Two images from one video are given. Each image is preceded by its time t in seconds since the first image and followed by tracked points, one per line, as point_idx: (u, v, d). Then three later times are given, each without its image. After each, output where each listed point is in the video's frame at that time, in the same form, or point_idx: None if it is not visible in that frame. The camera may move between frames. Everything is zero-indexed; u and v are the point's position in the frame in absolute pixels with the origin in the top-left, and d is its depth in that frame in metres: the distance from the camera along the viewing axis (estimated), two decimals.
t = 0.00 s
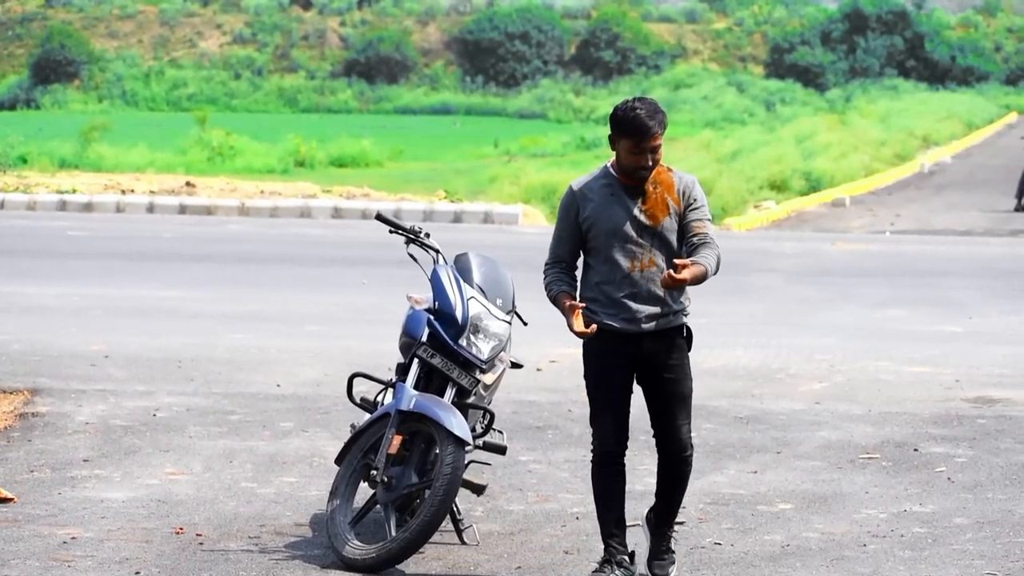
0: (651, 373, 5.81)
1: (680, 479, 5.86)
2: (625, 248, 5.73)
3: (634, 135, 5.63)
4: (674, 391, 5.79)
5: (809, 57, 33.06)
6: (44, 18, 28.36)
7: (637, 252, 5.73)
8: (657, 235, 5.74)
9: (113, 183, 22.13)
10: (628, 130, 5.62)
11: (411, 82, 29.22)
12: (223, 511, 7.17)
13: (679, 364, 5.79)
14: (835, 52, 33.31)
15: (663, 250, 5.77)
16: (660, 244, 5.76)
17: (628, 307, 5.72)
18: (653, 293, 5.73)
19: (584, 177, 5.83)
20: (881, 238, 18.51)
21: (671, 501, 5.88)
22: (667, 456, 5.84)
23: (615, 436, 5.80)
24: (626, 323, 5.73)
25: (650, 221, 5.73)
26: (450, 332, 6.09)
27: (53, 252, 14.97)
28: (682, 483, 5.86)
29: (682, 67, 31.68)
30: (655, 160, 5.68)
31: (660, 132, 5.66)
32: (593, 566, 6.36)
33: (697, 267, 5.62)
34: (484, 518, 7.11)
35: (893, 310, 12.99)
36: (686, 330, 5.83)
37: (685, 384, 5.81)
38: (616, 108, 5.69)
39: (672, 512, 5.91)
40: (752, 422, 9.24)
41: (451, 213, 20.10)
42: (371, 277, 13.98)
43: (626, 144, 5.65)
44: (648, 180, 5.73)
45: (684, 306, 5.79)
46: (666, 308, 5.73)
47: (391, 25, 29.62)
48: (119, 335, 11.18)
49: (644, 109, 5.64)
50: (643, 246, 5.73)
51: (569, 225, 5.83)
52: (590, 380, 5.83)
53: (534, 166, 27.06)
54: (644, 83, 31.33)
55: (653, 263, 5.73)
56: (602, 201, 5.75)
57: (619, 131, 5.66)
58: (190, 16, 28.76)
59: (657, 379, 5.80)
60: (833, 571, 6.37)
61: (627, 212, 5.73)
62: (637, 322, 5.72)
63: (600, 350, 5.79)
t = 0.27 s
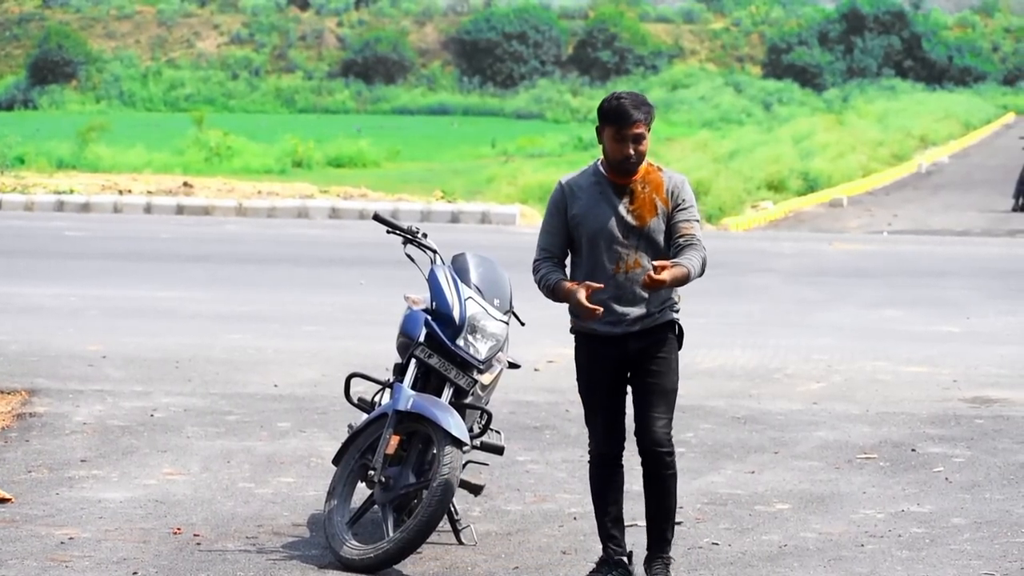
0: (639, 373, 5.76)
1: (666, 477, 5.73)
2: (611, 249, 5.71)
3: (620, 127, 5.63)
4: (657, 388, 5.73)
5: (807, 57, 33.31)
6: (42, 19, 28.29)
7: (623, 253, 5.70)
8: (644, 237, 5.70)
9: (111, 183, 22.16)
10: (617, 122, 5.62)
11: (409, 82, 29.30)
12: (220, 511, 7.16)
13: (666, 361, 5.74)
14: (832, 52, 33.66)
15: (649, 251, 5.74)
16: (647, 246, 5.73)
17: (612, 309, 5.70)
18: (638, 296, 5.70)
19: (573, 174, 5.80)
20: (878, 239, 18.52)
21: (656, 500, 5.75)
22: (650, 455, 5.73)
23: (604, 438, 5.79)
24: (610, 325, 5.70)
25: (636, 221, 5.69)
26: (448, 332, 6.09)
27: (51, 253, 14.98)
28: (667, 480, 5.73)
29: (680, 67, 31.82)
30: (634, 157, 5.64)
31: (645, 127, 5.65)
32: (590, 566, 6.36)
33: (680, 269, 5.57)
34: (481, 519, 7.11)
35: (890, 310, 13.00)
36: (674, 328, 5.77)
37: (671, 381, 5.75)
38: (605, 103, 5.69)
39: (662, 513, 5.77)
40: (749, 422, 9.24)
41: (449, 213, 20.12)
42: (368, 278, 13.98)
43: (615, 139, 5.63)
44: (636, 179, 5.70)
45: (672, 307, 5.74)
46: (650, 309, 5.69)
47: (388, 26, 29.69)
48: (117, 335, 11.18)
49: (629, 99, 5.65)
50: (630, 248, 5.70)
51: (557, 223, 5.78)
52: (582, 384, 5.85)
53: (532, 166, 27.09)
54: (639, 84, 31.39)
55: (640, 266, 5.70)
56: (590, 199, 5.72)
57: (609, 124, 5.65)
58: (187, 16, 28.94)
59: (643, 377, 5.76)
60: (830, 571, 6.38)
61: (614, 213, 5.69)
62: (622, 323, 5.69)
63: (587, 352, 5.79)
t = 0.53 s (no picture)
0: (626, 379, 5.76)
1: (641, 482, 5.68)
2: (603, 256, 5.70)
3: (606, 123, 5.62)
4: (639, 395, 5.71)
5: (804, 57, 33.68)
6: (38, 18, 28.37)
7: (615, 263, 5.69)
8: (637, 246, 5.67)
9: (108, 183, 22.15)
10: (601, 117, 5.61)
11: (406, 83, 29.49)
12: (217, 511, 7.16)
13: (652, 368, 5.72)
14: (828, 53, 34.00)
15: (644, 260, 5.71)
16: (641, 255, 5.69)
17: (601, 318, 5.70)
18: (629, 306, 5.69)
19: (572, 175, 5.78)
20: (876, 239, 18.52)
21: (634, 507, 5.69)
22: (629, 461, 5.70)
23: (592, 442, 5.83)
24: (598, 334, 5.71)
25: (630, 230, 5.66)
26: (445, 332, 6.09)
27: (48, 253, 14.97)
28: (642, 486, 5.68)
29: (677, 67, 31.97)
30: (616, 154, 5.63)
31: (633, 124, 5.63)
32: (588, 565, 6.37)
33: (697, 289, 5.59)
34: (478, 519, 7.11)
35: (887, 310, 13.00)
36: (665, 334, 5.75)
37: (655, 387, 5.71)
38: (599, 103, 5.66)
39: (642, 520, 5.71)
40: (746, 422, 9.24)
41: (446, 213, 20.10)
42: (366, 278, 13.98)
43: (607, 141, 5.62)
44: (631, 186, 5.68)
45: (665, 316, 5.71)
46: (639, 318, 5.67)
47: (385, 26, 29.81)
48: (114, 335, 11.18)
49: (621, 98, 5.63)
50: (622, 257, 5.68)
51: (553, 225, 5.77)
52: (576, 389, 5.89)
53: (529, 166, 27.07)
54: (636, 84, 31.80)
55: (633, 276, 5.68)
56: (584, 204, 5.71)
57: (600, 123, 5.63)
58: (183, 17, 29.03)
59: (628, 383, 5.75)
60: (827, 571, 6.38)
61: (607, 220, 5.68)
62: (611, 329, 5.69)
63: (577, 360, 5.82)
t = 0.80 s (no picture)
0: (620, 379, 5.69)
1: (641, 492, 5.62)
2: (602, 248, 5.64)
3: (617, 111, 5.59)
4: (636, 403, 5.64)
5: (801, 57, 36.24)
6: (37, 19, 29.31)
7: (613, 255, 5.62)
8: (639, 241, 5.61)
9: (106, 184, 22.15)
10: (613, 105, 5.58)
11: (404, 83, 30.85)
12: (215, 511, 7.16)
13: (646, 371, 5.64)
14: (826, 52, 36.65)
15: (644, 256, 5.63)
16: (642, 251, 5.62)
17: (596, 311, 5.65)
18: (624, 300, 5.62)
19: (583, 166, 5.75)
20: (873, 239, 18.52)
21: (633, 516, 5.64)
22: (629, 469, 5.65)
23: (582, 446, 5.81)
24: (591, 328, 5.65)
25: (632, 223, 5.60)
26: (442, 332, 6.08)
27: (46, 252, 15.01)
28: (641, 498, 5.62)
29: (674, 67, 34.31)
30: (625, 142, 5.56)
31: (644, 116, 5.59)
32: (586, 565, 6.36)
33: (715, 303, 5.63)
34: (476, 519, 7.10)
35: (885, 310, 13.00)
36: (661, 337, 5.66)
37: (651, 394, 5.64)
38: (616, 92, 5.63)
39: (641, 530, 5.66)
40: (744, 422, 9.24)
41: (444, 213, 20.11)
42: (363, 278, 13.99)
43: (617, 128, 5.57)
44: (640, 179, 5.61)
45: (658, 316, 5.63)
46: (633, 315, 5.59)
47: (384, 26, 31.32)
48: (111, 335, 11.18)
49: (638, 90, 5.60)
50: (622, 250, 5.61)
51: (559, 217, 5.78)
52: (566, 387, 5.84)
53: (525, 164, 27.26)
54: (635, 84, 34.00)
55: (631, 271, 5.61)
56: (591, 194, 5.65)
57: (613, 113, 5.59)
58: (182, 17, 30.44)
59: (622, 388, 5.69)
60: (825, 571, 6.38)
61: (611, 212, 5.62)
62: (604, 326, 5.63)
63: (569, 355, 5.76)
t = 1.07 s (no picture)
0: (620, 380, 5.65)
1: (641, 497, 5.64)
2: (606, 247, 5.58)
3: (628, 108, 5.56)
4: (640, 406, 5.62)
5: (799, 57, 36.58)
6: (35, 19, 29.35)
7: (618, 255, 5.56)
8: (644, 241, 5.54)
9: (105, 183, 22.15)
10: (624, 101, 5.55)
11: (403, 83, 30.92)
12: (214, 512, 7.16)
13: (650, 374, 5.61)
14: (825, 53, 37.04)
15: (651, 258, 5.57)
16: (647, 251, 5.55)
17: (599, 309, 5.59)
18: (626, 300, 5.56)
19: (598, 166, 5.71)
20: (872, 239, 18.54)
21: (633, 520, 5.65)
22: (629, 472, 5.64)
23: (569, 445, 5.68)
24: (595, 325, 5.60)
25: (639, 223, 5.53)
26: (441, 332, 6.08)
27: (44, 252, 15.01)
28: (642, 503, 5.64)
29: (674, 67, 34.91)
30: (634, 139, 5.52)
31: (655, 113, 5.55)
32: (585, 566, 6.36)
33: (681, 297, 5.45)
34: (474, 519, 7.10)
35: (883, 311, 13.00)
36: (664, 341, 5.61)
37: (655, 398, 5.62)
38: (631, 90, 5.60)
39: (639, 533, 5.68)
40: (744, 423, 9.23)
41: (443, 213, 20.12)
42: (362, 278, 13.99)
43: (626, 125, 5.53)
44: (650, 179, 5.54)
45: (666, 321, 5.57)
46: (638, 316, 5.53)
47: (382, 26, 31.43)
48: (110, 335, 11.18)
49: (651, 91, 5.57)
50: (626, 249, 5.55)
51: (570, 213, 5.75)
52: (557, 380, 5.74)
53: (524, 164, 27.31)
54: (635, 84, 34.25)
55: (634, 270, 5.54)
56: (600, 191, 5.60)
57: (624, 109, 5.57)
58: (180, 17, 30.30)
59: (625, 390, 5.65)
60: (824, 571, 6.38)
61: (619, 211, 5.56)
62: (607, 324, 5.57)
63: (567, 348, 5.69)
